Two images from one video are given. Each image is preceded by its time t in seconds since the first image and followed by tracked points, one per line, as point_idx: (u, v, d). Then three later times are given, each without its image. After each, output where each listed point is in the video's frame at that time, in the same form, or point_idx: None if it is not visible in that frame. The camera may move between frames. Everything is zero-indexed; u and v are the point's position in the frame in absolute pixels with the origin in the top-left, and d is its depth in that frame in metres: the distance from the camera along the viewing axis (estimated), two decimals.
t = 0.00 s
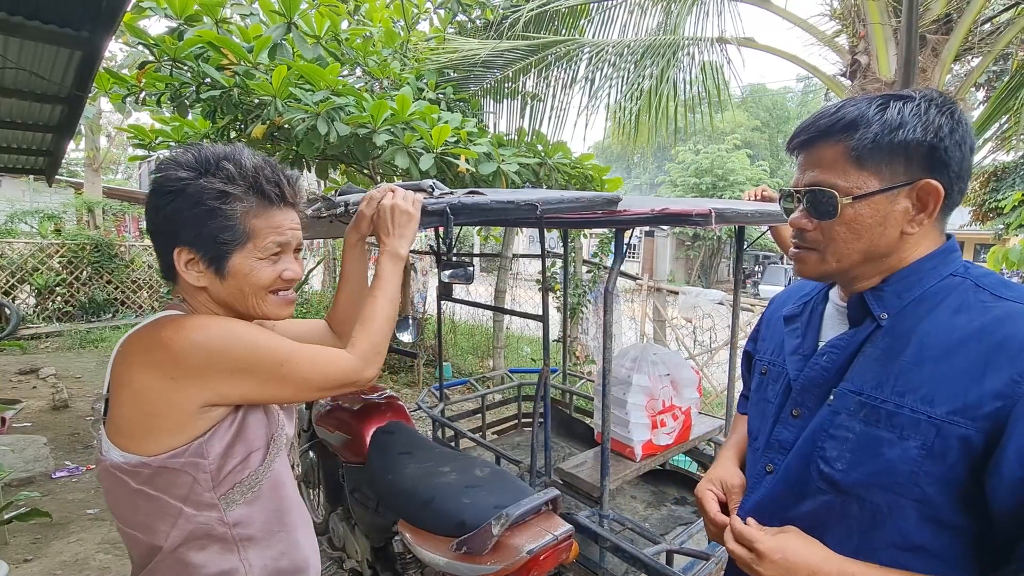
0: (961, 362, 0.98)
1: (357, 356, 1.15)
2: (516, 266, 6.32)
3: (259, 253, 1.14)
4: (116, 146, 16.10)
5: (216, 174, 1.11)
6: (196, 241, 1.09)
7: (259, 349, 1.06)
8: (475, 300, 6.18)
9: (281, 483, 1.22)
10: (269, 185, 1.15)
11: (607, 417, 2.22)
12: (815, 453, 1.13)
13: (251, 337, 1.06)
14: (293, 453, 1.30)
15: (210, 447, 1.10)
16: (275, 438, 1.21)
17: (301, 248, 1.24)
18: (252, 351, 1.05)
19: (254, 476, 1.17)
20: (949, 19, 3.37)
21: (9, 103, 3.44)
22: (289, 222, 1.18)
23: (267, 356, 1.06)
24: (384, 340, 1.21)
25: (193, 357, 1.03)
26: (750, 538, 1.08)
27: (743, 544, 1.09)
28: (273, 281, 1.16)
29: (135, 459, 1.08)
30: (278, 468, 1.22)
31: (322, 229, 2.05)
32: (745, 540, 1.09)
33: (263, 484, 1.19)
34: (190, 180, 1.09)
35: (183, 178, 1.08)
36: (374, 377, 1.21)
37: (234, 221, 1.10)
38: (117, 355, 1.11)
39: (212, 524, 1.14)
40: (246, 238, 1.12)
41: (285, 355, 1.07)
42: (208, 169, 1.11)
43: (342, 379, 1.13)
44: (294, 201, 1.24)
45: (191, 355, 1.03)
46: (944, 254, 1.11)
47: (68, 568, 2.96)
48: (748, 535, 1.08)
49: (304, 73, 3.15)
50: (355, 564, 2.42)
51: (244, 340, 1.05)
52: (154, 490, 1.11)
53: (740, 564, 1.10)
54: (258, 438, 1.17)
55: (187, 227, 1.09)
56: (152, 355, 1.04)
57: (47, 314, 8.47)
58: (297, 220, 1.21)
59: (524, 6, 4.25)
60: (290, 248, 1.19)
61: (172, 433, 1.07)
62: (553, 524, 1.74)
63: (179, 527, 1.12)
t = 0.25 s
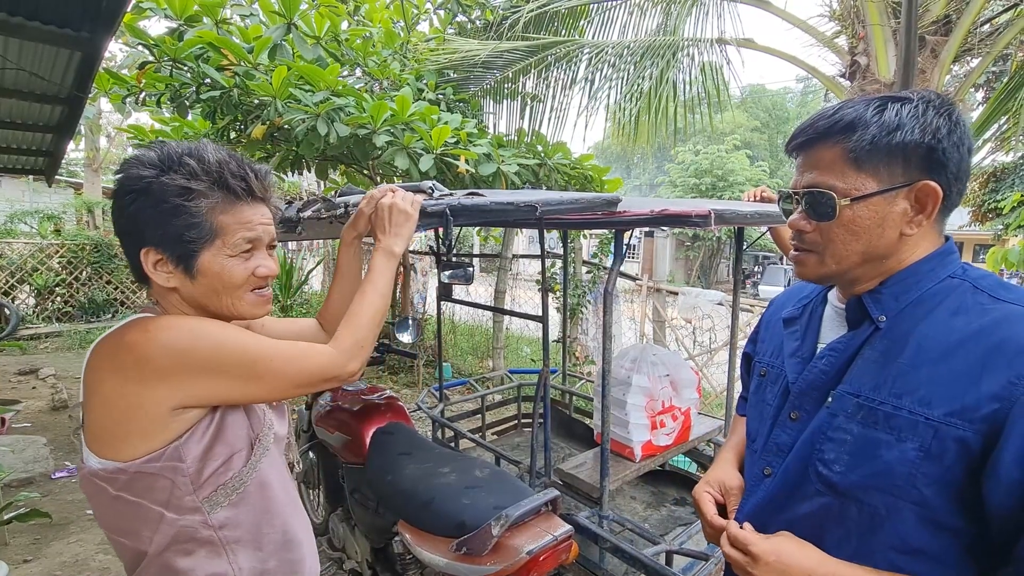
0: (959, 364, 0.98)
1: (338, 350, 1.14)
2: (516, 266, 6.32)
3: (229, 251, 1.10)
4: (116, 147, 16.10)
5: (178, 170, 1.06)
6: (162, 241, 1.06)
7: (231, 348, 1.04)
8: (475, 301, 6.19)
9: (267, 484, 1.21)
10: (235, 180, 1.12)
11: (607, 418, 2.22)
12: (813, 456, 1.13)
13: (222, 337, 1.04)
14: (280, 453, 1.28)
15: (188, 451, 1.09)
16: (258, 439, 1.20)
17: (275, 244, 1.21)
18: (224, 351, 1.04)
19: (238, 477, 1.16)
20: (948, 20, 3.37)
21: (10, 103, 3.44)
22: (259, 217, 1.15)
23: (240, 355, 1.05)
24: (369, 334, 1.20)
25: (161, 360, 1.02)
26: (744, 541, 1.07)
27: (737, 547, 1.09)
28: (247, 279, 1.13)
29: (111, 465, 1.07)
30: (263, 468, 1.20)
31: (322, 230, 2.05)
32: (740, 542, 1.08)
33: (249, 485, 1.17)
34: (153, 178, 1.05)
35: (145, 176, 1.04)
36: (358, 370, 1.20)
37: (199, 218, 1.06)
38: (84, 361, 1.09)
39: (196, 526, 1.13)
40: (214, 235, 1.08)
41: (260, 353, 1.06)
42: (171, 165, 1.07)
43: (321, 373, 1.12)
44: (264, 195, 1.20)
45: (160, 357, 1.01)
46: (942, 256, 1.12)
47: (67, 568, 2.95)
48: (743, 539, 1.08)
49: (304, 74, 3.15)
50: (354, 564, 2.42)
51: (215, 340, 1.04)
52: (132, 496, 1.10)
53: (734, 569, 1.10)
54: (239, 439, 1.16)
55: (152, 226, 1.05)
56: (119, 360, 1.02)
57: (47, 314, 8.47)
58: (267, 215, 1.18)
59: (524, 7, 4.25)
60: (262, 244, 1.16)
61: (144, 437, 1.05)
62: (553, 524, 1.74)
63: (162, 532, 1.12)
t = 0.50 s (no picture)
0: (958, 366, 0.99)
1: (337, 345, 1.14)
2: (516, 267, 6.33)
3: (222, 252, 1.11)
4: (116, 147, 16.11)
5: (167, 170, 1.07)
6: (153, 243, 1.06)
7: (226, 350, 1.04)
8: (475, 301, 6.19)
9: (265, 490, 1.21)
10: (226, 180, 1.12)
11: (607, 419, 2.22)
12: (814, 457, 1.14)
13: (216, 339, 1.04)
14: (279, 457, 1.29)
15: (184, 459, 1.09)
16: (256, 445, 1.20)
17: (269, 244, 1.22)
18: (219, 353, 1.04)
19: (235, 485, 1.16)
20: (948, 22, 3.38)
21: (11, 104, 3.44)
22: (252, 218, 1.16)
23: (235, 356, 1.05)
24: (369, 329, 1.20)
25: (156, 366, 1.01)
26: (743, 544, 1.09)
27: (738, 550, 1.11)
28: (242, 281, 1.13)
29: (107, 475, 1.07)
30: (261, 475, 1.21)
31: (323, 232, 2.06)
32: (741, 546, 1.10)
33: (247, 492, 1.18)
34: (141, 179, 1.04)
35: (133, 177, 1.04)
36: (358, 365, 1.20)
37: (190, 219, 1.06)
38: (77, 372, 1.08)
39: (193, 536, 1.14)
40: (207, 236, 1.09)
41: (255, 353, 1.06)
42: (159, 166, 1.07)
43: (315, 369, 1.11)
44: (257, 194, 1.20)
45: (154, 363, 1.01)
46: (942, 258, 1.12)
47: (68, 568, 2.96)
48: (742, 542, 1.10)
49: (305, 75, 3.16)
50: (355, 565, 2.42)
51: (209, 342, 1.04)
52: (128, 506, 1.10)
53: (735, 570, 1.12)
54: (236, 445, 1.16)
55: (140, 229, 1.05)
56: (111, 368, 1.02)
57: (47, 315, 8.48)
58: (260, 215, 1.18)
59: (524, 8, 4.25)
60: (256, 244, 1.16)
61: (139, 444, 1.05)
62: (553, 525, 1.75)
63: (157, 541, 1.13)
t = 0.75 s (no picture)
0: (956, 368, 0.99)
1: (352, 350, 1.16)
2: (516, 267, 6.33)
3: (234, 263, 1.11)
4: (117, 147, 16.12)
5: (175, 183, 1.07)
6: (163, 259, 1.06)
7: (244, 367, 1.04)
8: (475, 302, 6.20)
9: (273, 505, 1.24)
10: (234, 190, 1.12)
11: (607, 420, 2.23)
12: (813, 459, 1.15)
13: (235, 357, 1.04)
14: (286, 470, 1.31)
15: (201, 479, 1.10)
16: (268, 462, 1.22)
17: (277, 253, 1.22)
18: (238, 371, 1.04)
19: (248, 503, 1.18)
20: (947, 23, 3.38)
21: (12, 104, 3.45)
22: (262, 227, 1.16)
23: (254, 372, 1.05)
24: (381, 332, 1.21)
25: (176, 388, 1.02)
26: (748, 545, 1.10)
27: (741, 551, 1.11)
28: (256, 291, 1.14)
29: (125, 496, 1.08)
30: (271, 492, 1.23)
31: (324, 233, 2.06)
32: (744, 548, 1.11)
33: (257, 510, 1.20)
34: (148, 194, 1.05)
35: (139, 193, 1.04)
36: (372, 367, 1.21)
37: (201, 231, 1.07)
38: (93, 394, 1.08)
39: (206, 558, 1.15)
40: (219, 248, 1.09)
41: (272, 368, 1.06)
42: (166, 180, 1.07)
43: (335, 376, 1.12)
44: (263, 204, 1.21)
45: (174, 386, 1.02)
46: (940, 260, 1.12)
47: (70, 569, 2.97)
48: (746, 542, 1.10)
49: (306, 76, 3.17)
50: (356, 565, 2.43)
51: (228, 360, 1.04)
52: (141, 527, 1.11)
53: (738, 571, 1.12)
54: (250, 464, 1.18)
55: (148, 245, 1.06)
56: (132, 392, 1.03)
57: (47, 315, 8.48)
58: (269, 224, 1.19)
59: (525, 8, 4.26)
60: (266, 254, 1.17)
61: (163, 463, 1.07)
62: (553, 524, 1.75)
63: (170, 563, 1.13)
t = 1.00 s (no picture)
0: (954, 366, 1.00)
1: (362, 331, 1.16)
2: (516, 267, 6.33)
3: (239, 255, 1.11)
4: (117, 147, 16.10)
5: (171, 178, 1.07)
6: (167, 258, 1.06)
7: (253, 356, 1.03)
8: (475, 301, 6.21)
9: (275, 507, 1.25)
10: (230, 180, 1.13)
11: (607, 419, 2.23)
12: (811, 456, 1.15)
13: (243, 346, 1.03)
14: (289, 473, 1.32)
15: (207, 481, 1.11)
16: (272, 464, 1.23)
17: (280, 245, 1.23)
18: (247, 360, 1.03)
19: (251, 506, 1.19)
20: (947, 23, 3.39)
21: (12, 104, 3.44)
22: (262, 217, 1.16)
23: (263, 359, 1.04)
24: (389, 314, 1.22)
25: (186, 381, 1.01)
26: (746, 541, 1.10)
27: (739, 547, 1.11)
28: (263, 282, 1.14)
29: (133, 497, 1.08)
30: (274, 496, 1.24)
31: (324, 231, 2.06)
32: (742, 543, 1.11)
33: (261, 513, 1.21)
34: (143, 194, 1.04)
35: (135, 194, 1.04)
36: (383, 349, 1.21)
37: (202, 225, 1.07)
38: (100, 392, 1.08)
39: (208, 559, 1.15)
40: (221, 241, 1.09)
41: (282, 354, 1.05)
42: (159, 178, 1.07)
43: (345, 359, 1.12)
44: (260, 194, 1.21)
45: (184, 379, 1.01)
46: (939, 258, 1.13)
47: (69, 568, 2.97)
48: (744, 538, 1.10)
49: (305, 75, 3.18)
50: (355, 564, 2.43)
51: (237, 350, 1.03)
52: (146, 529, 1.12)
53: (734, 566, 1.13)
54: (254, 466, 1.19)
55: (150, 246, 1.06)
56: (142, 387, 1.02)
57: (47, 314, 8.48)
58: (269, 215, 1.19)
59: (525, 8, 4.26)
60: (269, 245, 1.17)
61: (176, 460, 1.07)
62: (552, 523, 1.76)
63: (174, 565, 1.14)
